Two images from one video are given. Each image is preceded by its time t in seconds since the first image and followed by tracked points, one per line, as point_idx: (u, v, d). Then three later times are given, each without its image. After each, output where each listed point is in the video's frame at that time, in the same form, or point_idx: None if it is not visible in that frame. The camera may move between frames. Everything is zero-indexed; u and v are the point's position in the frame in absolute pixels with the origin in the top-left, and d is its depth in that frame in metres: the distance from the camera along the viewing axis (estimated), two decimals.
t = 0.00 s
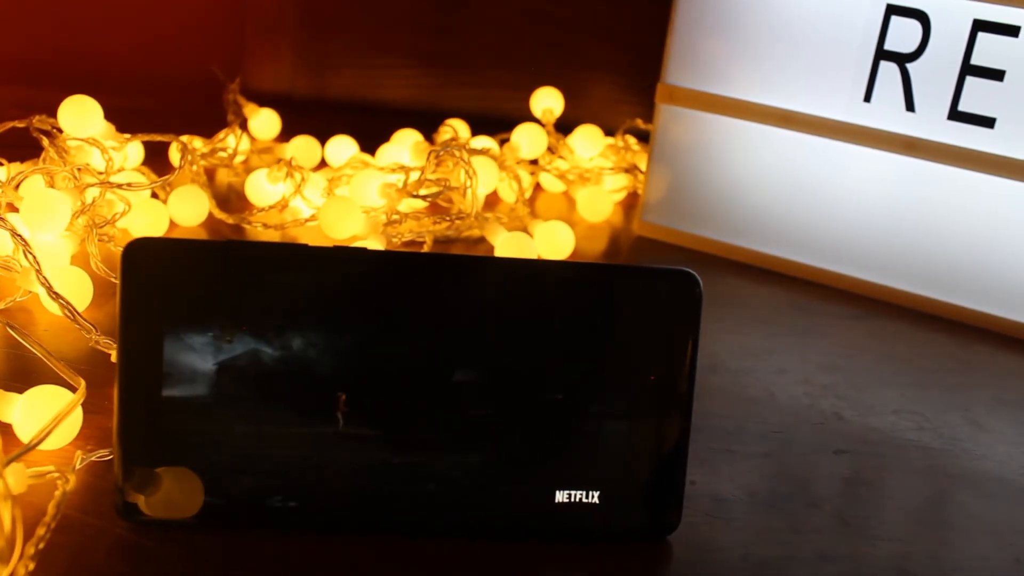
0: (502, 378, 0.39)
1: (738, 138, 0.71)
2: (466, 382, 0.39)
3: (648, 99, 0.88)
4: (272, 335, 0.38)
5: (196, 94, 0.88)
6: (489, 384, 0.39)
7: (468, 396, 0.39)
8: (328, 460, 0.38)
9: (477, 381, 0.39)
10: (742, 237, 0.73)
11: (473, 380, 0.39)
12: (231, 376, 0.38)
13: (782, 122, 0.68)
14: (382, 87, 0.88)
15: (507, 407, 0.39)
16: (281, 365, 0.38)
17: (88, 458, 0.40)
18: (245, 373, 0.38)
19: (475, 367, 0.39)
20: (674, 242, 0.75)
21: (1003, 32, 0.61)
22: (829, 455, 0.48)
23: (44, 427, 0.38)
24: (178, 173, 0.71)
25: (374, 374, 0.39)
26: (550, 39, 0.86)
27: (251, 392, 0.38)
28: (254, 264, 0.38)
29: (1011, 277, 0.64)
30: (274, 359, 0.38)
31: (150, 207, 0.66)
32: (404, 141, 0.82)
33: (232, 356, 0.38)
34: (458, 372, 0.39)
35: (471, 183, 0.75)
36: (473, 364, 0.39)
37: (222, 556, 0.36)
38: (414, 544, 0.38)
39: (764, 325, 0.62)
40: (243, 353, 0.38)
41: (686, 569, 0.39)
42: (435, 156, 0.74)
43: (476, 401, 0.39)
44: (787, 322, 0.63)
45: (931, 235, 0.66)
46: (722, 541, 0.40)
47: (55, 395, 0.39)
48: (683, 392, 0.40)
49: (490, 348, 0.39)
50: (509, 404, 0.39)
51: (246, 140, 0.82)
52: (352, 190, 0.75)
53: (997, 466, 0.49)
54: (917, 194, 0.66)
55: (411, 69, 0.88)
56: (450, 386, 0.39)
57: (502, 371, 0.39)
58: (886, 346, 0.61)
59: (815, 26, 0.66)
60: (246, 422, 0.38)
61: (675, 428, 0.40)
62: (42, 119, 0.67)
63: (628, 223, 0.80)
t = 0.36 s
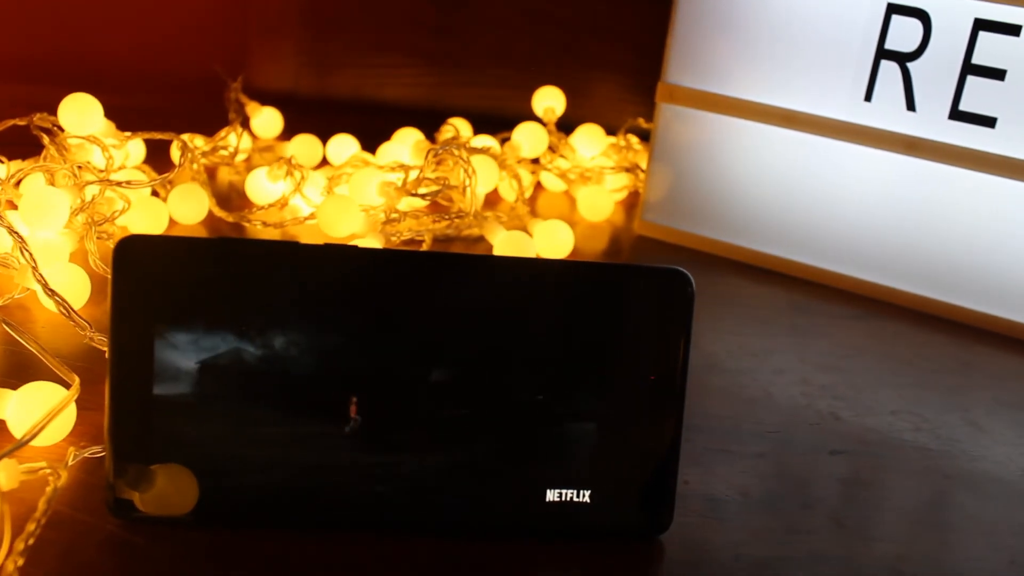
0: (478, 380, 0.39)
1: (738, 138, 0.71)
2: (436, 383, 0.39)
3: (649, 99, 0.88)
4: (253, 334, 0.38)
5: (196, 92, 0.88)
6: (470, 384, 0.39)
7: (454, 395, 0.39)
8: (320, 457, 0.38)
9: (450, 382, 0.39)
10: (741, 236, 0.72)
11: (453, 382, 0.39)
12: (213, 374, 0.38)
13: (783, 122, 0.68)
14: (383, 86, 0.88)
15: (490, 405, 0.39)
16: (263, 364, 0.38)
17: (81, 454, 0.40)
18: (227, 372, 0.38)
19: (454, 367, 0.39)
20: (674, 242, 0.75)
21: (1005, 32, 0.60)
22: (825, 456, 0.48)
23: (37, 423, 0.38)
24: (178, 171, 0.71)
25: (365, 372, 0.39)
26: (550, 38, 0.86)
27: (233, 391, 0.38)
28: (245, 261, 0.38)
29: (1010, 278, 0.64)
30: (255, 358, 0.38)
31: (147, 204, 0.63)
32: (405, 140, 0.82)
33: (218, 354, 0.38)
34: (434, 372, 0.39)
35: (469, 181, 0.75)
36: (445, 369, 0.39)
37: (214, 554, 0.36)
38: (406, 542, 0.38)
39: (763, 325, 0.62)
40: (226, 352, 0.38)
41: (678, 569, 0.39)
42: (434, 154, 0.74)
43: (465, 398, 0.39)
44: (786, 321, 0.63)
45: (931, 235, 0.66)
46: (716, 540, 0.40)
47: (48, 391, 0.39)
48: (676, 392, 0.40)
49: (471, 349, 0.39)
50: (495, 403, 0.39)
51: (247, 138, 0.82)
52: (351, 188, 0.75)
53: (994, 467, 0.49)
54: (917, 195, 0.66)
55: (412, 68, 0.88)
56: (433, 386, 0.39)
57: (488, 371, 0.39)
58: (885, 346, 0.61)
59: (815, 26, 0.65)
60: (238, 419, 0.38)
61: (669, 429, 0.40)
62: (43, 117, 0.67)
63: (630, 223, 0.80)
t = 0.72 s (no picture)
0: (463, 378, 0.39)
1: (748, 138, 0.70)
2: (420, 381, 0.39)
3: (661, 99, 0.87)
4: (245, 331, 0.38)
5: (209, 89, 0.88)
6: (466, 383, 0.39)
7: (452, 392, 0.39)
8: (321, 453, 0.38)
9: (433, 380, 0.39)
10: (749, 237, 0.72)
11: (442, 379, 0.39)
12: (208, 370, 0.38)
13: (792, 122, 0.67)
14: (394, 85, 0.88)
15: (488, 403, 0.39)
16: (261, 362, 0.38)
17: (84, 448, 0.40)
18: (219, 368, 0.38)
19: (441, 364, 0.39)
20: (683, 243, 0.74)
21: (1018, 33, 0.60)
22: (829, 458, 0.47)
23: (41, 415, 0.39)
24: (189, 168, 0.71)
25: (366, 369, 0.39)
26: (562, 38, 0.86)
27: (226, 388, 0.38)
28: (249, 257, 0.39)
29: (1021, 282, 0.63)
30: (250, 354, 0.38)
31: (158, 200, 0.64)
32: (415, 140, 0.82)
33: (218, 351, 0.38)
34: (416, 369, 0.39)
35: (478, 181, 0.74)
36: (429, 366, 0.39)
37: (213, 549, 0.37)
38: (406, 541, 0.38)
39: (771, 327, 0.61)
40: (218, 348, 0.38)
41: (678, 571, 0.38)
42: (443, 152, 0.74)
43: (465, 396, 0.39)
44: (794, 323, 0.62)
45: (941, 238, 0.65)
46: (717, 542, 0.40)
47: (53, 384, 0.40)
48: (678, 393, 0.40)
49: (457, 348, 0.39)
50: (492, 402, 0.39)
51: (259, 135, 0.82)
52: (361, 186, 0.75)
53: (999, 473, 0.48)
54: (927, 197, 0.65)
55: (423, 68, 0.88)
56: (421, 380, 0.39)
57: (486, 369, 0.39)
58: (894, 350, 0.60)
59: (827, 26, 0.65)
60: (240, 414, 0.38)
61: (671, 431, 0.40)
62: (56, 113, 0.67)
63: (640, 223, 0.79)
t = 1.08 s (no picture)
0: (497, 376, 0.39)
1: (775, 141, 0.69)
2: (456, 379, 0.39)
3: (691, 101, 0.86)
4: (264, 329, 0.38)
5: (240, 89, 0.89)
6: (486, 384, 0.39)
7: (472, 393, 0.39)
8: (341, 451, 0.38)
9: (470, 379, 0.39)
10: (776, 241, 0.71)
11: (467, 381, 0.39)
12: (229, 366, 0.38)
13: (821, 126, 0.66)
14: (423, 86, 0.88)
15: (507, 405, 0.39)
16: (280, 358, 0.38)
17: (109, 442, 0.41)
18: (238, 364, 0.38)
19: (478, 359, 0.39)
20: (711, 246, 0.73)
21: None
22: (854, 465, 0.46)
23: (67, 410, 0.39)
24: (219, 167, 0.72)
25: (386, 368, 0.39)
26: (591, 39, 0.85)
27: (245, 385, 0.38)
28: (271, 255, 0.39)
29: None
30: (269, 351, 0.38)
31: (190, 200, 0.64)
32: (443, 141, 0.82)
33: (238, 348, 0.38)
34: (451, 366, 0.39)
35: (505, 182, 0.74)
36: (467, 363, 0.39)
37: (232, 545, 0.37)
38: (425, 539, 0.38)
39: (797, 332, 0.60)
40: (236, 345, 0.38)
41: None
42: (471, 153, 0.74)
43: (486, 396, 0.39)
44: (821, 329, 0.61)
45: (972, 242, 0.63)
46: (737, 547, 0.40)
47: (79, 378, 0.40)
48: (698, 397, 0.39)
49: (493, 345, 0.39)
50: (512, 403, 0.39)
51: (289, 135, 0.83)
52: (389, 187, 0.75)
53: None
54: (958, 201, 0.63)
55: (452, 69, 0.87)
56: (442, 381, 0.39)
57: (508, 371, 0.39)
58: (922, 357, 0.59)
59: (858, 28, 0.63)
60: (261, 412, 0.38)
61: (691, 436, 0.39)
62: (89, 112, 0.68)
63: (669, 226, 0.78)
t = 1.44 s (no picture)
0: (531, 370, 0.39)
1: (795, 144, 0.68)
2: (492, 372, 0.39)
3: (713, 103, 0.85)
4: (277, 327, 0.39)
5: (262, 90, 0.90)
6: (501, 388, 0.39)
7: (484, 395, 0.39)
8: (352, 450, 0.38)
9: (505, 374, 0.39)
10: (796, 245, 0.70)
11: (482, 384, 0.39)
12: (241, 364, 0.38)
13: (843, 130, 0.65)
14: (443, 87, 0.88)
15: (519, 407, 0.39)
16: (292, 357, 0.39)
17: (124, 438, 0.41)
18: (250, 362, 0.38)
19: (512, 354, 0.39)
20: (730, 251, 0.73)
21: None
22: (871, 472, 0.46)
23: (84, 406, 0.40)
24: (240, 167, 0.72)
25: (398, 367, 0.39)
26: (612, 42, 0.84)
27: (257, 383, 0.38)
28: (284, 254, 0.39)
29: None
30: (281, 349, 0.39)
31: (210, 200, 0.65)
32: (463, 143, 0.82)
33: (250, 346, 0.38)
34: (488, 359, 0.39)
35: (524, 184, 0.74)
36: (501, 357, 0.39)
37: (242, 542, 0.37)
38: (434, 540, 0.38)
39: (814, 338, 0.59)
40: (249, 344, 0.38)
41: None
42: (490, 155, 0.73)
43: (498, 398, 0.39)
44: (840, 334, 0.60)
45: (994, 247, 0.62)
46: (748, 552, 0.39)
47: (95, 375, 0.40)
48: (710, 400, 0.39)
49: (529, 338, 0.39)
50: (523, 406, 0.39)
51: (311, 136, 0.83)
52: (408, 188, 0.75)
53: None
54: (980, 205, 0.62)
55: (472, 71, 0.87)
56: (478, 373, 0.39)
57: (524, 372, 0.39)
58: (942, 363, 0.58)
59: (880, 31, 0.63)
60: (273, 411, 0.38)
61: (704, 440, 0.39)
62: (112, 112, 0.69)
63: (689, 229, 0.78)
